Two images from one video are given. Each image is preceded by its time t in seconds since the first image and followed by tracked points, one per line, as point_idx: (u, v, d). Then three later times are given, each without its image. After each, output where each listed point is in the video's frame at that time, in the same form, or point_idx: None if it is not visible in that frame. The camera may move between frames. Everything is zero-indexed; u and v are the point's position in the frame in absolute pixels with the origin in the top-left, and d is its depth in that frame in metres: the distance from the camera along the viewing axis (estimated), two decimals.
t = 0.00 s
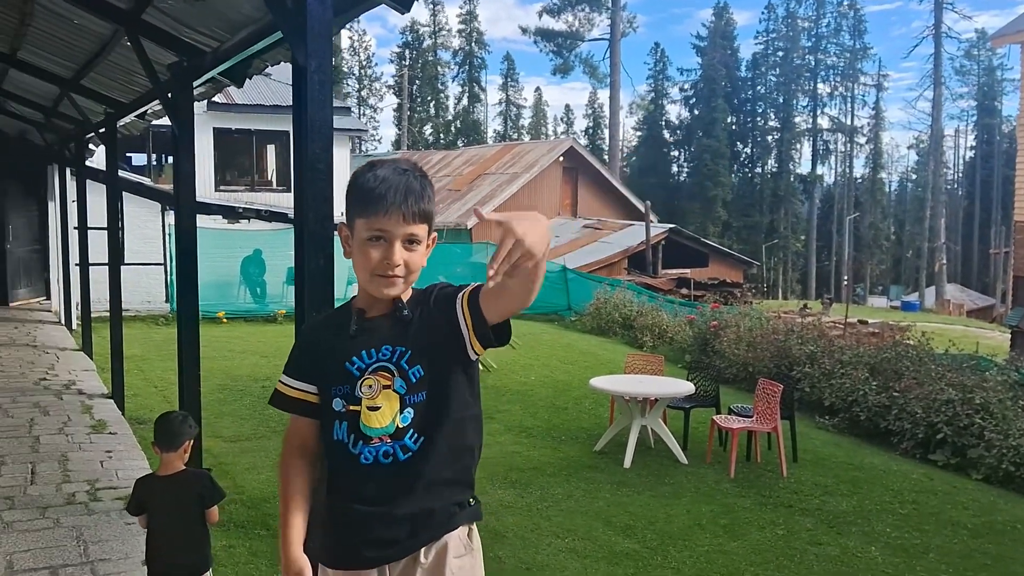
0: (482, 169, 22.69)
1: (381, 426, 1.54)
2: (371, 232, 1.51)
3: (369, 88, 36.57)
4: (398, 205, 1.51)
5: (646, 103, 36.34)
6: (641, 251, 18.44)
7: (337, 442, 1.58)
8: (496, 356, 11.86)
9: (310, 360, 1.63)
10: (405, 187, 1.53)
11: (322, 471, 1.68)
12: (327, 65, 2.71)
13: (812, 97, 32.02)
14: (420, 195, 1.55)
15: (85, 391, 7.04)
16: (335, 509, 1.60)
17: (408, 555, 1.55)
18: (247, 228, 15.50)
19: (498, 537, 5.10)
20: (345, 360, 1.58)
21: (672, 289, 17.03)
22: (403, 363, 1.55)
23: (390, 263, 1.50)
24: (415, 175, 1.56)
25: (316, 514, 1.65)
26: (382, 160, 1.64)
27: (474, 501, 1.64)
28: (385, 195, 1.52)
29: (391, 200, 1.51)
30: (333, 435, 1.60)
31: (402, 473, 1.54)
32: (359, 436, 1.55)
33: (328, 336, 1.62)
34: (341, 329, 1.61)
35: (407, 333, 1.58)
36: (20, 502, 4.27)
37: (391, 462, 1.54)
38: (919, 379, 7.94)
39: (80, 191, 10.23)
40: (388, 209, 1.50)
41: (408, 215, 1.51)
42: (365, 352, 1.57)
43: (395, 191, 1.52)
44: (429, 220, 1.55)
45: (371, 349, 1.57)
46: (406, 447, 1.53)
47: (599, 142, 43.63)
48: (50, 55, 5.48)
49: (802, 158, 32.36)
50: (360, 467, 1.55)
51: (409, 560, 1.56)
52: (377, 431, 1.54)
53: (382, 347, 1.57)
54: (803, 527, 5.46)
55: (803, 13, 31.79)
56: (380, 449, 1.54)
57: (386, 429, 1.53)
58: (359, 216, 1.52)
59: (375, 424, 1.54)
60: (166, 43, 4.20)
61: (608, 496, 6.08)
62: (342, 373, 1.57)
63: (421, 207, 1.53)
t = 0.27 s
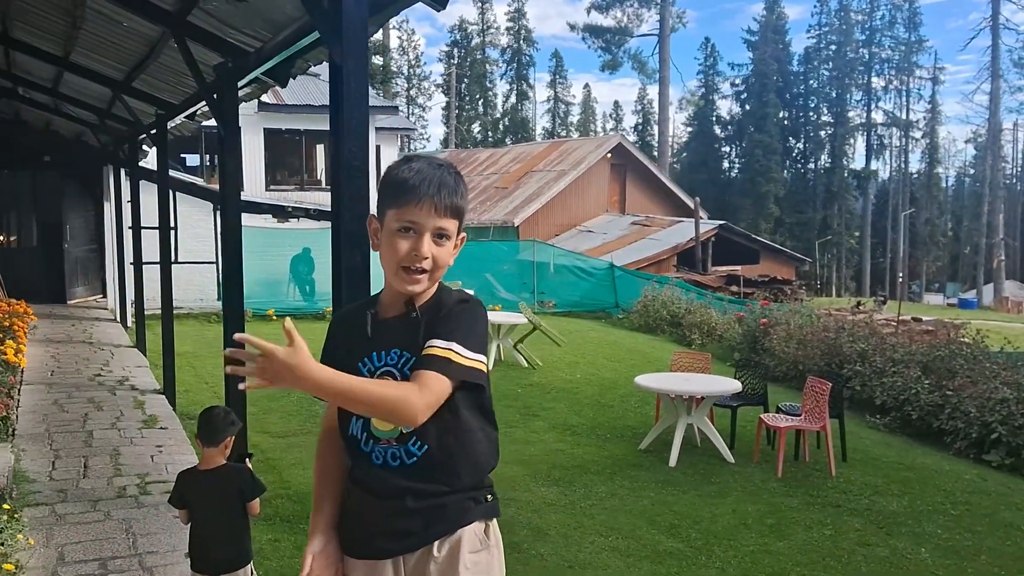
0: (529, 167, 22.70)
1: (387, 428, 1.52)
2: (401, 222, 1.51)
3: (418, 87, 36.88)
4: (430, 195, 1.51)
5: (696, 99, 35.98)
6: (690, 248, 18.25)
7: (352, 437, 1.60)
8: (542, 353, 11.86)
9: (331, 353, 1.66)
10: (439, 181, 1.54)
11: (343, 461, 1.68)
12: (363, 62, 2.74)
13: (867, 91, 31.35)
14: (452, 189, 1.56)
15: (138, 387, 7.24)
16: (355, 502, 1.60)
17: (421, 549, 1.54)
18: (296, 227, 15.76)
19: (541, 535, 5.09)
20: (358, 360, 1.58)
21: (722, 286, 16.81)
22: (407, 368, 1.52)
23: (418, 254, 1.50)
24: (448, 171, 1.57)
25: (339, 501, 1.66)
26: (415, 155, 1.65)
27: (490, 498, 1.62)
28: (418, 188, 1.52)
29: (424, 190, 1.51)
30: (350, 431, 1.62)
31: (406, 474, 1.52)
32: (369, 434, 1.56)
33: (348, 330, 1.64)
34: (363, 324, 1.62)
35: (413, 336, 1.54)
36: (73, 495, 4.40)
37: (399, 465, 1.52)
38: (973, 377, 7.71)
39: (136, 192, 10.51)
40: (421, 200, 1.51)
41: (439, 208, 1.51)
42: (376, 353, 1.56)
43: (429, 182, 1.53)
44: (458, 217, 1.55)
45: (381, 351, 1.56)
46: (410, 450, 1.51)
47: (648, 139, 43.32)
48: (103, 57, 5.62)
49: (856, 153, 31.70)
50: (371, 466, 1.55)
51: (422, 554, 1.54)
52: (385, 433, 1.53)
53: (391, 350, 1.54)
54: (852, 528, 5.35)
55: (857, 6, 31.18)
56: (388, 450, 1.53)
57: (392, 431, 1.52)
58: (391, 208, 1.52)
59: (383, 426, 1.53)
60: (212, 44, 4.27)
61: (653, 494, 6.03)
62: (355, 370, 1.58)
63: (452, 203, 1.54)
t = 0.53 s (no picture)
0: (567, 164, 22.64)
1: (391, 415, 1.53)
2: (415, 214, 1.51)
3: (456, 85, 36.99)
4: (443, 187, 1.51)
5: (736, 94, 35.55)
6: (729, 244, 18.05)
7: (361, 428, 1.61)
8: (578, 351, 11.82)
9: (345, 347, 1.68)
10: (451, 172, 1.54)
11: (353, 455, 1.69)
12: (392, 57, 2.73)
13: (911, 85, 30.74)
14: (466, 182, 1.56)
15: (178, 383, 7.38)
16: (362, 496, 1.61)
17: (425, 542, 1.53)
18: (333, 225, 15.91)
19: (575, 532, 5.08)
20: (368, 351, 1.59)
21: (761, 283, 16.60)
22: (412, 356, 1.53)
23: (430, 245, 1.50)
24: (461, 164, 1.57)
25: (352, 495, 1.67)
26: (430, 149, 1.65)
27: (498, 495, 1.61)
28: (431, 179, 1.52)
29: (436, 181, 1.51)
30: (360, 422, 1.63)
31: (408, 461, 1.52)
32: (374, 423, 1.56)
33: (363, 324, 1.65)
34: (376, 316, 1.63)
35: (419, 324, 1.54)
36: (112, 490, 4.50)
37: (401, 452, 1.53)
38: (1019, 376, 7.52)
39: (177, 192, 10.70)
40: (433, 191, 1.51)
41: (452, 198, 1.51)
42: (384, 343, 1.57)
43: (441, 174, 1.53)
44: (472, 209, 1.55)
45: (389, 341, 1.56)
46: (413, 437, 1.52)
47: (687, 135, 42.91)
48: (142, 58, 5.74)
49: (900, 148, 31.08)
50: (375, 456, 1.57)
51: (427, 548, 1.53)
52: (388, 420, 1.53)
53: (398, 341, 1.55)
54: (892, 528, 5.24)
55: None
56: (392, 438, 1.53)
57: (393, 419, 1.53)
58: (404, 200, 1.53)
59: (387, 413, 1.54)
60: (247, 43, 4.33)
61: (688, 493, 5.98)
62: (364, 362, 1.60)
63: (465, 194, 1.54)
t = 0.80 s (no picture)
0: (592, 160, 22.59)
1: (396, 411, 1.53)
2: (419, 205, 1.51)
3: (481, 83, 37.04)
4: (447, 179, 1.52)
5: (762, 89, 35.26)
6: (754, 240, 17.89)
7: (366, 424, 1.61)
8: (602, 348, 11.79)
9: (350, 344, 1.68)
10: (455, 165, 1.54)
11: (359, 453, 1.69)
12: (409, 53, 2.73)
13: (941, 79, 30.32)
14: (470, 175, 1.56)
15: (203, 380, 7.47)
16: (367, 494, 1.60)
17: (431, 540, 1.53)
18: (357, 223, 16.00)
19: (597, 530, 5.06)
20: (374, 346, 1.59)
21: (787, 280, 16.43)
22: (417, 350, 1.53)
23: (435, 237, 1.50)
24: (465, 156, 1.57)
25: (358, 493, 1.67)
26: (435, 143, 1.65)
27: (503, 492, 1.61)
28: (436, 172, 1.52)
29: (440, 174, 1.52)
30: (366, 419, 1.63)
31: (415, 457, 1.52)
32: (379, 419, 1.56)
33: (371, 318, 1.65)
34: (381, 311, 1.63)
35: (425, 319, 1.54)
36: (137, 485, 4.57)
37: (407, 448, 1.53)
38: None
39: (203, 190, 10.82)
40: (438, 183, 1.51)
41: (456, 191, 1.52)
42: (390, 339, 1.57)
43: (445, 167, 1.53)
44: (477, 201, 1.55)
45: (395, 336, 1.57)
46: (419, 433, 1.52)
47: (712, 131, 42.62)
48: (166, 58, 5.80)
49: (929, 143, 30.65)
50: (381, 453, 1.56)
51: (433, 547, 1.53)
52: (393, 415, 1.53)
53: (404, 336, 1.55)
54: (919, 527, 5.18)
55: None
56: (397, 434, 1.53)
57: (399, 414, 1.53)
58: (409, 192, 1.53)
59: (392, 409, 1.54)
60: (269, 42, 4.36)
61: (712, 491, 5.94)
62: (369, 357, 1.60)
63: (469, 187, 1.54)
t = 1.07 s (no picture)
0: (593, 156, 22.57)
1: (396, 408, 1.52)
2: (415, 202, 1.50)
3: (482, 79, 37.04)
4: (443, 175, 1.50)
5: (764, 85, 35.24)
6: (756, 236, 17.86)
7: (367, 422, 1.60)
8: (604, 344, 11.78)
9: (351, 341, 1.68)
10: (452, 161, 1.53)
11: (361, 451, 1.69)
12: (410, 49, 2.71)
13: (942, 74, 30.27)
14: (468, 171, 1.54)
15: (205, 377, 7.47)
16: (369, 491, 1.60)
17: (432, 537, 1.52)
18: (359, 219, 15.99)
19: (600, 526, 5.06)
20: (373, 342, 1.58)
21: (789, 275, 16.40)
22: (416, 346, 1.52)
23: (432, 234, 1.49)
24: (462, 151, 1.55)
25: (361, 492, 1.66)
26: (432, 138, 1.64)
27: (506, 489, 1.60)
28: (432, 167, 1.51)
29: (437, 170, 1.50)
30: (366, 416, 1.62)
31: (416, 454, 1.51)
32: (379, 416, 1.55)
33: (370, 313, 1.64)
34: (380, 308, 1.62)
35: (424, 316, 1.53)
36: (140, 482, 4.56)
37: (408, 445, 1.52)
38: None
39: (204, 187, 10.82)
40: (433, 179, 1.50)
41: (452, 186, 1.50)
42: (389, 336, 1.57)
43: (441, 162, 1.52)
44: (475, 197, 1.54)
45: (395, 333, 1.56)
46: (419, 430, 1.51)
47: (714, 127, 42.58)
48: (167, 54, 5.79)
49: (931, 138, 30.59)
50: (381, 451, 1.55)
51: (434, 544, 1.53)
52: (393, 413, 1.53)
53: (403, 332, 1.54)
54: (922, 522, 5.17)
55: None
56: (397, 431, 1.52)
57: (399, 412, 1.52)
58: (406, 188, 1.52)
59: (392, 406, 1.53)
60: (269, 37, 4.34)
61: (715, 487, 5.93)
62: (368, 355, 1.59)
63: (466, 182, 1.52)
